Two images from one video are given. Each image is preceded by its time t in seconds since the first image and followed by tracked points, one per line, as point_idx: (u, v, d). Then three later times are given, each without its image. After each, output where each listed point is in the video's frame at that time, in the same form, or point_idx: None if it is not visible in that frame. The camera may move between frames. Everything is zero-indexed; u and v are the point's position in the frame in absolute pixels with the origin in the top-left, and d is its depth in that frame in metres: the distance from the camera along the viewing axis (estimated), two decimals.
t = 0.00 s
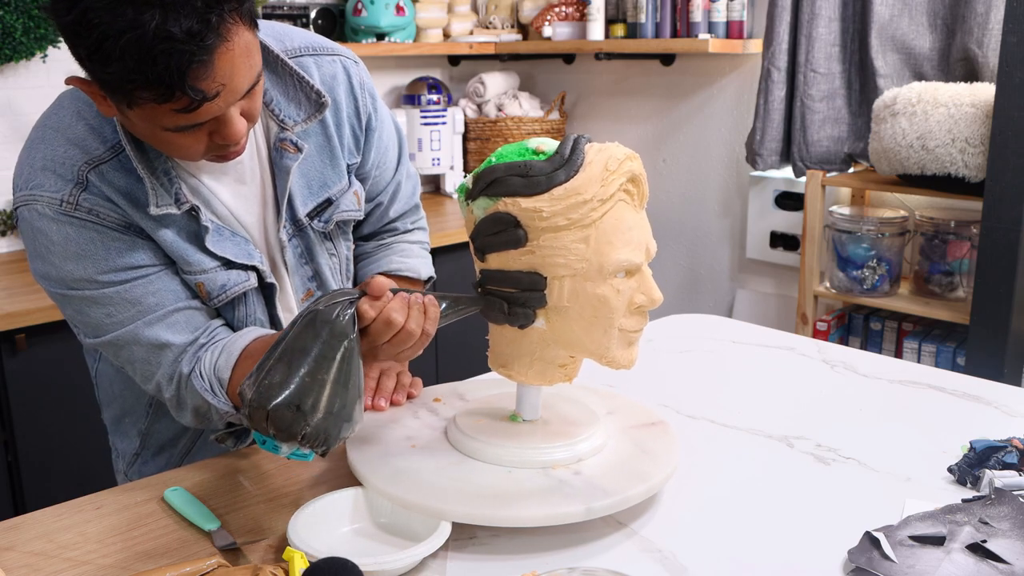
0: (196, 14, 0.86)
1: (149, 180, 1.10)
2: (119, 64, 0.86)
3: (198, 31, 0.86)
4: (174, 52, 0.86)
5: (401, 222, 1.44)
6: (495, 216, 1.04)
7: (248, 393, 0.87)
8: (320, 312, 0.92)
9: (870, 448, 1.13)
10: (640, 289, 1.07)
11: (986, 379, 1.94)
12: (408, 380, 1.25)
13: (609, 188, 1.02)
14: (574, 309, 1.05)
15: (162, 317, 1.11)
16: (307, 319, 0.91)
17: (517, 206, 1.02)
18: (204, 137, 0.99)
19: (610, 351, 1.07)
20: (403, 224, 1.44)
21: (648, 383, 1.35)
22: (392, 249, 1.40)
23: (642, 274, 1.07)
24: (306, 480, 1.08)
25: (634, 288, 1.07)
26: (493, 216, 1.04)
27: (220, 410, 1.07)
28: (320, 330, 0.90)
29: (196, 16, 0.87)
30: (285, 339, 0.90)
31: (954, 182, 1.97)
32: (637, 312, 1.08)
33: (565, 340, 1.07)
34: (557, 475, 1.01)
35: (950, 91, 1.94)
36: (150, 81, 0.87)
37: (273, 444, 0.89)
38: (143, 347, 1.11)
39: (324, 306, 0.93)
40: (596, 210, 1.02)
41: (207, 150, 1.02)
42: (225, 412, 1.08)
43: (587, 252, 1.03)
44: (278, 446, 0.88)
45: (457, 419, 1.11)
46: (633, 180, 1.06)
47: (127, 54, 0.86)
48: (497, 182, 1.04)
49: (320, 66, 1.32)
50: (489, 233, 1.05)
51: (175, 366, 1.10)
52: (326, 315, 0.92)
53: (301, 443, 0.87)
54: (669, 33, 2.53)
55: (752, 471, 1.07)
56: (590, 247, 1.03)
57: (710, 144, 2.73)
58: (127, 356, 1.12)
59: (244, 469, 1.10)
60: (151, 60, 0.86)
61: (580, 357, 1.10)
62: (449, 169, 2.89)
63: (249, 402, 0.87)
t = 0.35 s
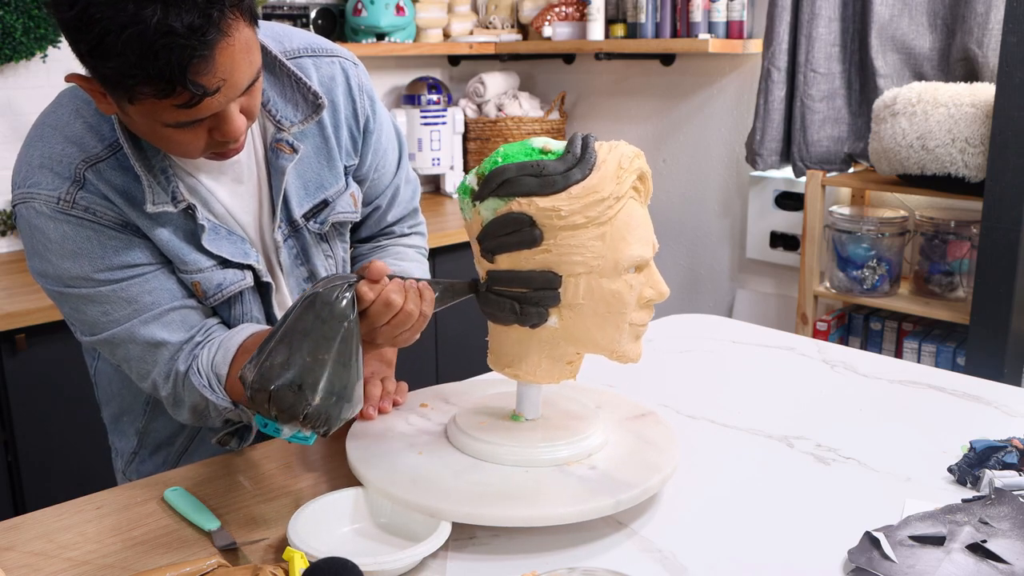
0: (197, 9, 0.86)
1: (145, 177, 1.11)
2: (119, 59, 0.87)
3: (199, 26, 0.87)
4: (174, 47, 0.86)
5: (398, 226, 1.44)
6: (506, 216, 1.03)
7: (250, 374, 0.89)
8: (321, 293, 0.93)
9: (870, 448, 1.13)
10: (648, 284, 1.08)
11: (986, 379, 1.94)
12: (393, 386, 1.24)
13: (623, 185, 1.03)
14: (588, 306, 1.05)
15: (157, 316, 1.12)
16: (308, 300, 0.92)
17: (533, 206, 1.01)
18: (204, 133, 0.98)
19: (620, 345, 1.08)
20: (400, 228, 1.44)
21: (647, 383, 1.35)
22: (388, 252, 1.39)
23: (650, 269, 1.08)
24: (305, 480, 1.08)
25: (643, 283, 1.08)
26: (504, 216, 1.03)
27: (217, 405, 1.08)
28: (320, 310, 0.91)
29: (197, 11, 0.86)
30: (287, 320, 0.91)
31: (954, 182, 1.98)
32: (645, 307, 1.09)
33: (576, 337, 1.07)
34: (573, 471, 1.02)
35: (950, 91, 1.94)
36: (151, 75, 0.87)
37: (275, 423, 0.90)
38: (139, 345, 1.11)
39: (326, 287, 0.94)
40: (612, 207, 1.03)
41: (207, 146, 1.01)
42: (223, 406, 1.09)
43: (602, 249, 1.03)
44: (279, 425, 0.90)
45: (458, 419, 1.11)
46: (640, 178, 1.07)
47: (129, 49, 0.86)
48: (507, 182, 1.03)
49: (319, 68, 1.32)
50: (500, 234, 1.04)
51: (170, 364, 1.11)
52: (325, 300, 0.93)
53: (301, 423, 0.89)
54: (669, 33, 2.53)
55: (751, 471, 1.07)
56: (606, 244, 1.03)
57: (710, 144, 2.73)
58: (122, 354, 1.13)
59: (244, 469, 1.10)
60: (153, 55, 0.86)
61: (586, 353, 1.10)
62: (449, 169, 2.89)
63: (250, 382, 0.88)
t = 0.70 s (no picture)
0: None
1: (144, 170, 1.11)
2: (112, 31, 0.87)
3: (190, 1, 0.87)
4: (162, 20, 0.86)
5: (401, 221, 1.44)
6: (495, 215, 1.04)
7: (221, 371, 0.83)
8: (283, 285, 0.89)
9: (870, 448, 1.13)
10: (644, 287, 1.07)
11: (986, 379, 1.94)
12: (408, 381, 1.26)
13: (614, 187, 1.02)
14: (578, 309, 1.05)
15: (153, 311, 1.12)
16: (271, 293, 0.88)
17: (522, 206, 1.02)
18: (197, 115, 0.98)
19: (613, 349, 1.07)
20: (403, 223, 1.44)
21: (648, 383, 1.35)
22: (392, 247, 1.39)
23: (646, 273, 1.07)
24: (305, 480, 1.08)
25: (637, 287, 1.06)
26: (496, 216, 1.04)
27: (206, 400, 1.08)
28: (286, 302, 0.87)
29: None
30: (251, 314, 0.87)
31: (954, 181, 1.97)
32: (638, 311, 1.08)
33: (567, 339, 1.07)
34: (562, 474, 1.01)
35: (950, 91, 1.94)
36: (141, 49, 0.88)
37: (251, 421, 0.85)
38: (135, 341, 1.12)
39: (287, 280, 0.90)
40: (602, 209, 1.02)
41: (201, 130, 1.01)
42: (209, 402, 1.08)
43: (592, 251, 1.03)
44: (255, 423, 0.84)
45: (457, 419, 1.11)
46: (636, 179, 1.06)
47: (120, 20, 0.86)
48: (500, 182, 1.03)
49: (318, 64, 1.32)
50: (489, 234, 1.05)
51: (163, 362, 1.11)
52: (291, 283, 0.90)
53: (278, 416, 0.84)
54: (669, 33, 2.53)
55: (751, 471, 1.07)
56: (596, 245, 1.03)
57: (710, 144, 2.73)
58: (118, 350, 1.14)
59: (244, 469, 1.10)
60: (143, 29, 0.86)
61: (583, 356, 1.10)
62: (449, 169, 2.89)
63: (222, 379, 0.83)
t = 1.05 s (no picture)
0: (145, 48, 0.88)
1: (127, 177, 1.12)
2: (86, 109, 0.90)
3: (147, 68, 0.88)
4: (131, 89, 0.88)
5: (428, 209, 1.41)
6: (478, 215, 1.05)
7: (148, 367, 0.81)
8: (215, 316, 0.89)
9: (870, 448, 1.13)
10: (627, 294, 1.06)
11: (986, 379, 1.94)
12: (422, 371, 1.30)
13: (591, 189, 1.01)
14: (557, 311, 1.05)
15: (114, 329, 1.18)
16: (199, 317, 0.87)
17: (500, 205, 1.03)
18: (197, 152, 1.01)
19: (596, 355, 1.07)
20: (430, 211, 1.41)
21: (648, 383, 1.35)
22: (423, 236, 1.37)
23: (630, 278, 1.06)
24: (304, 480, 1.08)
25: (621, 293, 1.06)
26: (478, 215, 1.05)
27: (162, 396, 1.16)
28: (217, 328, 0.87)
29: (146, 51, 0.88)
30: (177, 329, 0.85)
31: (954, 182, 1.98)
32: (622, 316, 1.07)
33: (551, 342, 1.07)
34: (537, 478, 1.01)
35: (950, 91, 1.94)
36: (116, 118, 0.90)
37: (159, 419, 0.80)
38: (90, 350, 1.18)
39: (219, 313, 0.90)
40: (578, 211, 1.02)
41: (205, 162, 1.04)
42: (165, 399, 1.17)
43: (568, 253, 1.03)
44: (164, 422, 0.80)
45: (457, 420, 1.11)
46: (621, 181, 1.04)
47: (88, 101, 0.89)
48: (484, 182, 1.05)
49: (323, 62, 1.31)
50: (474, 233, 1.07)
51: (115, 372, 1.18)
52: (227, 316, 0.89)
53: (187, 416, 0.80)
54: (669, 33, 2.53)
55: (751, 471, 1.07)
56: (572, 248, 1.03)
57: (710, 144, 2.73)
58: (76, 352, 1.20)
59: (245, 469, 1.10)
60: (111, 102, 0.89)
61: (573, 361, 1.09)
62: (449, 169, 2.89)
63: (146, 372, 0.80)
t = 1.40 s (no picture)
0: (152, 32, 0.88)
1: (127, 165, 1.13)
2: (92, 93, 0.90)
3: (154, 51, 0.88)
4: (138, 71, 0.88)
5: (426, 211, 1.41)
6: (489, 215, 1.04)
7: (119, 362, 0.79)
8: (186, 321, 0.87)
9: (870, 448, 1.13)
10: (638, 289, 1.07)
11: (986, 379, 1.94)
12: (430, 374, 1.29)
13: (605, 188, 1.02)
14: (570, 309, 1.05)
15: (111, 319, 1.18)
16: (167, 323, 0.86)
17: (512, 206, 1.02)
18: (201, 138, 1.01)
19: (607, 351, 1.07)
20: (428, 211, 1.41)
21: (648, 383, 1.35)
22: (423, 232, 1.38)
23: (640, 274, 1.07)
24: (304, 480, 1.08)
25: (632, 289, 1.07)
26: (487, 216, 1.04)
27: (153, 382, 1.16)
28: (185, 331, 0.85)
29: (153, 35, 0.88)
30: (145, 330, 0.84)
31: (954, 182, 1.98)
32: (631, 312, 1.08)
33: (562, 340, 1.07)
34: (552, 476, 1.01)
35: (950, 91, 1.94)
36: (121, 104, 0.91)
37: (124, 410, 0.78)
38: (86, 340, 1.18)
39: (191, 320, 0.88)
40: (592, 210, 1.02)
41: (209, 149, 1.04)
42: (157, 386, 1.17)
43: (583, 252, 1.03)
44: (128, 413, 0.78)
45: (457, 419, 1.11)
46: (630, 179, 1.06)
47: (95, 84, 0.89)
48: (491, 183, 1.03)
49: (327, 59, 1.32)
50: (484, 233, 1.05)
51: (112, 362, 1.17)
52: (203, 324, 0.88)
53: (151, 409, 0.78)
54: (669, 33, 2.53)
55: (751, 471, 1.07)
56: (587, 246, 1.03)
57: (710, 144, 2.73)
58: (73, 342, 1.20)
59: (244, 469, 1.10)
60: (118, 86, 0.89)
61: (578, 357, 1.09)
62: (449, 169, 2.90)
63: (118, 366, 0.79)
